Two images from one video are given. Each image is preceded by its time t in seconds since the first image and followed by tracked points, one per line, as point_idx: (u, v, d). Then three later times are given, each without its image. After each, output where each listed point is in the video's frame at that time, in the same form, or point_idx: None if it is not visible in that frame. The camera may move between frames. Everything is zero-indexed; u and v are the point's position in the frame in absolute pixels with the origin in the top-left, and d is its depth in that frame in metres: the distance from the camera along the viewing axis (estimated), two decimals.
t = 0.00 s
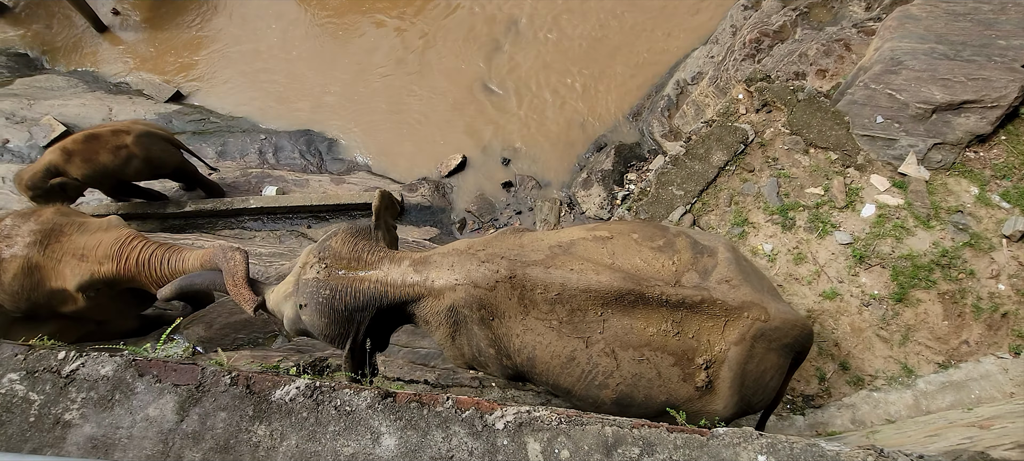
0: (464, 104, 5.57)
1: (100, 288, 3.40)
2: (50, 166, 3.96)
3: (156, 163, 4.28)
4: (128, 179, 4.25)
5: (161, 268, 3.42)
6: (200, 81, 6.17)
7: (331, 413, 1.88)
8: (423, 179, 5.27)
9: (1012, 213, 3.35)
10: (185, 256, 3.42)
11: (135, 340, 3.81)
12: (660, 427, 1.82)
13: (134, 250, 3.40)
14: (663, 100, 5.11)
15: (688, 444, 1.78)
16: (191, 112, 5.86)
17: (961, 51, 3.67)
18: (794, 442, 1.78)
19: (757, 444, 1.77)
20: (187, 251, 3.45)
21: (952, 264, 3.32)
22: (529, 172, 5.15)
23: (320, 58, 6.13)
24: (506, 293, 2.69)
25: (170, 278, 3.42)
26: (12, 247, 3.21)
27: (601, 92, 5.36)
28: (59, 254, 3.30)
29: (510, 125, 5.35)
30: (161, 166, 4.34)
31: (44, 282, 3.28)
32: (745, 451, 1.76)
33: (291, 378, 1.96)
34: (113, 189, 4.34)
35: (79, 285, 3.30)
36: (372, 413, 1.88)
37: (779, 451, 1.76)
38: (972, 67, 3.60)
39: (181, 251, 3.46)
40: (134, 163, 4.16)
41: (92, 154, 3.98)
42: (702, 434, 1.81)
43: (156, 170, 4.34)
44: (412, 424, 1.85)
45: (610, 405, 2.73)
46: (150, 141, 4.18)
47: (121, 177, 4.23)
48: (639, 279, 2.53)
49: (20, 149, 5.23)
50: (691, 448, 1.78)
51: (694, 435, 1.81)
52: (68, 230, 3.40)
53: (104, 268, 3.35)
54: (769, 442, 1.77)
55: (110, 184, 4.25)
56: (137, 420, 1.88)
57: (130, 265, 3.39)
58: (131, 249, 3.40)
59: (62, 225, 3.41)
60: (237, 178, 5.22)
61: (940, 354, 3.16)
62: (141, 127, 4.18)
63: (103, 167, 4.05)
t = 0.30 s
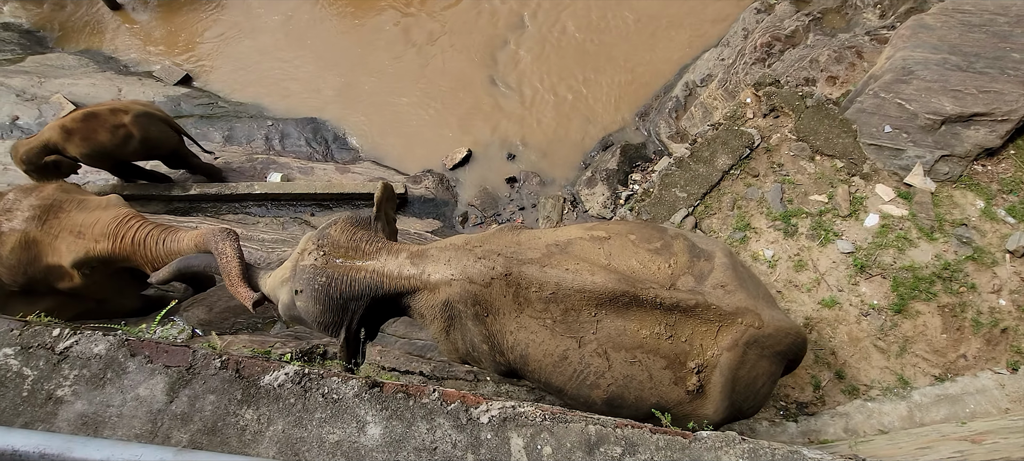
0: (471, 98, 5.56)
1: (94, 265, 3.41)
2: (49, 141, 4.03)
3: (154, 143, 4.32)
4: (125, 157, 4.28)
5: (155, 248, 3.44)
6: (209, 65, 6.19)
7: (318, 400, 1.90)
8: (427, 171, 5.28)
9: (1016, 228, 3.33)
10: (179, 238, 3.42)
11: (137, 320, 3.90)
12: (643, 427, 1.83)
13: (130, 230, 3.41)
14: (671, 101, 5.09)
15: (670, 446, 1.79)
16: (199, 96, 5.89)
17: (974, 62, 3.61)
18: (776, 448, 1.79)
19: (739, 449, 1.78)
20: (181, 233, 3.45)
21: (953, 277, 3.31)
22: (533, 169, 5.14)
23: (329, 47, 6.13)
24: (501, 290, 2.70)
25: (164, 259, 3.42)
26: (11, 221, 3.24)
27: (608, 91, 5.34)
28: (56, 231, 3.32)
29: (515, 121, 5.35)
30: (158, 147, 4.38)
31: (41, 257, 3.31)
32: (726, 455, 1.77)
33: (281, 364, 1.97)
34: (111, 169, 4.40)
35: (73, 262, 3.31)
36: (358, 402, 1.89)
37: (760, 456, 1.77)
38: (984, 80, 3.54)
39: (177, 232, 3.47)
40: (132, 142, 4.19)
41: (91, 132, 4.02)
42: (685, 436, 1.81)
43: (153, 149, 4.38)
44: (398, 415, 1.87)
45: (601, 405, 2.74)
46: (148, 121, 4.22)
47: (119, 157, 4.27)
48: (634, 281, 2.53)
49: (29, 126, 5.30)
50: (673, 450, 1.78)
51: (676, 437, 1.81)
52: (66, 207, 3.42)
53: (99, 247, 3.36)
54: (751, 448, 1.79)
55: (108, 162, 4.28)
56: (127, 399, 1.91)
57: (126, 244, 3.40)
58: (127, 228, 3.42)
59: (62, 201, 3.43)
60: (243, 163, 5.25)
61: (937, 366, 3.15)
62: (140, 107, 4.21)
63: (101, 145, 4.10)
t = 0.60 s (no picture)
0: (474, 98, 5.57)
1: (93, 263, 3.41)
2: (48, 140, 4.09)
3: (152, 143, 4.35)
4: (123, 156, 4.30)
5: (152, 245, 3.45)
6: (214, 65, 6.22)
7: (323, 399, 1.92)
8: (430, 171, 5.29)
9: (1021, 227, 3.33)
10: (177, 235, 3.45)
11: (142, 321, 4.02)
12: (644, 427, 1.84)
13: (128, 227, 3.42)
14: (674, 100, 5.09)
15: (671, 446, 1.80)
16: (204, 96, 5.91)
17: (979, 61, 3.60)
18: (777, 448, 1.79)
19: (741, 449, 1.79)
20: (179, 230, 3.48)
21: (957, 276, 3.30)
22: (536, 168, 5.15)
23: (333, 46, 6.15)
24: (505, 291, 2.71)
25: (164, 256, 3.46)
26: (11, 219, 3.23)
27: (611, 91, 5.34)
28: (56, 228, 3.32)
29: (519, 121, 5.35)
30: (156, 146, 4.41)
31: (41, 255, 3.30)
32: (727, 455, 1.78)
33: (287, 363, 1.99)
34: (110, 167, 4.41)
35: (73, 259, 3.31)
36: (363, 402, 1.91)
37: (761, 456, 1.78)
38: (989, 78, 3.53)
39: (173, 230, 3.48)
40: (130, 141, 4.22)
41: (90, 129, 4.07)
42: (686, 436, 1.82)
43: (152, 149, 4.39)
44: (402, 414, 1.89)
45: (603, 407, 2.76)
46: (145, 119, 4.26)
47: (118, 156, 4.30)
48: (637, 283, 2.54)
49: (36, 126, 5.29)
50: (675, 449, 1.79)
51: (678, 436, 1.82)
52: (66, 205, 3.42)
53: (98, 244, 3.36)
54: (752, 447, 1.79)
55: (107, 161, 4.30)
56: (136, 398, 1.93)
57: (124, 241, 3.40)
58: (125, 225, 3.42)
59: (62, 199, 3.43)
60: (247, 163, 5.27)
61: (940, 366, 3.15)
62: (138, 107, 4.28)
63: (99, 143, 4.11)
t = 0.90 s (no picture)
0: (478, 99, 5.58)
1: (98, 270, 3.40)
2: (51, 147, 4.12)
3: (155, 149, 4.37)
4: (126, 162, 4.33)
5: (156, 252, 3.39)
6: (218, 71, 6.26)
7: (337, 403, 1.93)
8: (434, 172, 5.30)
9: None
10: (179, 243, 3.37)
11: (152, 326, 4.00)
12: (657, 427, 1.84)
13: (132, 234, 3.38)
14: (678, 97, 5.09)
15: (684, 445, 1.81)
16: (208, 101, 5.94)
17: (984, 53, 3.58)
18: (789, 446, 1.80)
19: (753, 448, 1.80)
20: (182, 237, 3.41)
21: (966, 270, 3.29)
22: (541, 168, 5.16)
23: (336, 50, 6.18)
24: (513, 292, 2.72)
25: (167, 263, 3.40)
26: (19, 227, 3.27)
27: (614, 90, 5.34)
28: (60, 235, 3.33)
29: (523, 121, 5.36)
30: (159, 152, 4.43)
31: (47, 262, 3.33)
32: (740, 454, 1.78)
33: (300, 368, 2.01)
34: (111, 174, 4.44)
35: (77, 266, 3.31)
36: (376, 405, 1.92)
37: (774, 454, 1.78)
38: (996, 71, 3.52)
39: (177, 236, 3.41)
40: (132, 148, 4.24)
41: (92, 137, 4.09)
42: (698, 435, 1.83)
43: (155, 156, 4.41)
44: (416, 417, 1.90)
45: (612, 408, 2.77)
46: (148, 126, 4.27)
47: (121, 162, 4.33)
48: (645, 284, 2.54)
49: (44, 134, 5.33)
50: (687, 449, 1.80)
51: (691, 436, 1.83)
52: (72, 212, 3.42)
53: (101, 251, 3.34)
54: (765, 446, 1.80)
55: (110, 167, 4.34)
56: (153, 404, 1.95)
57: (128, 249, 3.37)
58: (128, 232, 3.38)
59: (67, 206, 3.44)
60: (252, 168, 5.30)
61: (950, 361, 3.14)
62: (141, 113, 4.29)
63: (101, 149, 4.14)
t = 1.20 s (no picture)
0: (482, 99, 5.58)
1: (104, 274, 3.40)
2: (55, 152, 4.17)
3: (158, 152, 4.37)
4: (129, 165, 4.35)
5: (162, 257, 3.37)
6: (222, 74, 6.28)
7: (347, 407, 1.93)
8: (438, 173, 5.30)
9: None
10: (185, 247, 3.33)
11: (159, 327, 4.07)
12: (668, 430, 1.84)
13: (137, 238, 3.37)
14: (682, 96, 5.07)
15: (695, 449, 1.80)
16: (213, 104, 5.96)
17: (992, 50, 3.55)
18: (801, 449, 1.79)
19: (764, 451, 1.79)
20: (188, 241, 3.37)
21: (975, 269, 3.27)
22: (545, 169, 5.15)
23: (340, 51, 6.19)
24: (519, 294, 2.72)
25: (172, 268, 3.37)
26: (27, 231, 3.29)
27: (618, 90, 5.33)
28: (67, 240, 3.34)
29: (527, 122, 5.35)
30: (162, 155, 4.43)
31: (55, 266, 3.35)
32: (751, 457, 1.78)
33: (309, 372, 2.01)
34: (112, 178, 4.44)
35: (84, 270, 3.31)
36: (386, 409, 1.93)
37: (785, 457, 1.78)
38: (1003, 67, 3.48)
39: (183, 241, 3.38)
40: (135, 151, 4.26)
41: (95, 139, 4.14)
42: (709, 439, 1.82)
43: (158, 159, 4.43)
44: (425, 421, 1.90)
45: (619, 410, 2.76)
46: (150, 128, 4.29)
47: (123, 166, 4.35)
48: (652, 286, 2.53)
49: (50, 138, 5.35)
50: (698, 452, 1.79)
51: (701, 439, 1.82)
52: (78, 217, 3.44)
53: (107, 255, 3.33)
54: (776, 449, 1.79)
55: (111, 170, 4.35)
56: (163, 409, 1.95)
57: (133, 253, 3.36)
58: (134, 236, 3.37)
59: (74, 210, 3.46)
60: (257, 170, 5.31)
61: (959, 360, 3.11)
62: (144, 117, 4.32)
63: (104, 152, 4.19)
